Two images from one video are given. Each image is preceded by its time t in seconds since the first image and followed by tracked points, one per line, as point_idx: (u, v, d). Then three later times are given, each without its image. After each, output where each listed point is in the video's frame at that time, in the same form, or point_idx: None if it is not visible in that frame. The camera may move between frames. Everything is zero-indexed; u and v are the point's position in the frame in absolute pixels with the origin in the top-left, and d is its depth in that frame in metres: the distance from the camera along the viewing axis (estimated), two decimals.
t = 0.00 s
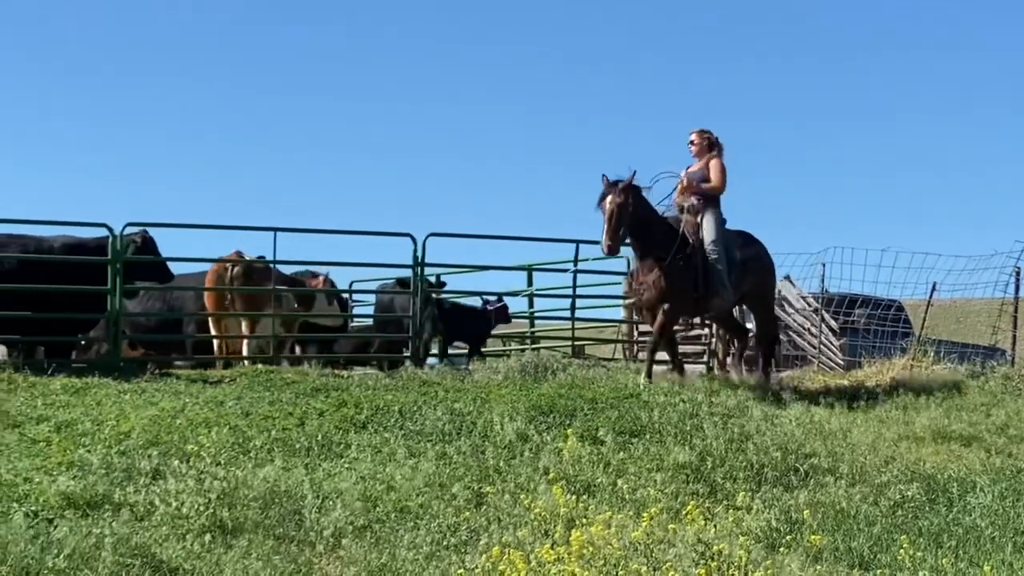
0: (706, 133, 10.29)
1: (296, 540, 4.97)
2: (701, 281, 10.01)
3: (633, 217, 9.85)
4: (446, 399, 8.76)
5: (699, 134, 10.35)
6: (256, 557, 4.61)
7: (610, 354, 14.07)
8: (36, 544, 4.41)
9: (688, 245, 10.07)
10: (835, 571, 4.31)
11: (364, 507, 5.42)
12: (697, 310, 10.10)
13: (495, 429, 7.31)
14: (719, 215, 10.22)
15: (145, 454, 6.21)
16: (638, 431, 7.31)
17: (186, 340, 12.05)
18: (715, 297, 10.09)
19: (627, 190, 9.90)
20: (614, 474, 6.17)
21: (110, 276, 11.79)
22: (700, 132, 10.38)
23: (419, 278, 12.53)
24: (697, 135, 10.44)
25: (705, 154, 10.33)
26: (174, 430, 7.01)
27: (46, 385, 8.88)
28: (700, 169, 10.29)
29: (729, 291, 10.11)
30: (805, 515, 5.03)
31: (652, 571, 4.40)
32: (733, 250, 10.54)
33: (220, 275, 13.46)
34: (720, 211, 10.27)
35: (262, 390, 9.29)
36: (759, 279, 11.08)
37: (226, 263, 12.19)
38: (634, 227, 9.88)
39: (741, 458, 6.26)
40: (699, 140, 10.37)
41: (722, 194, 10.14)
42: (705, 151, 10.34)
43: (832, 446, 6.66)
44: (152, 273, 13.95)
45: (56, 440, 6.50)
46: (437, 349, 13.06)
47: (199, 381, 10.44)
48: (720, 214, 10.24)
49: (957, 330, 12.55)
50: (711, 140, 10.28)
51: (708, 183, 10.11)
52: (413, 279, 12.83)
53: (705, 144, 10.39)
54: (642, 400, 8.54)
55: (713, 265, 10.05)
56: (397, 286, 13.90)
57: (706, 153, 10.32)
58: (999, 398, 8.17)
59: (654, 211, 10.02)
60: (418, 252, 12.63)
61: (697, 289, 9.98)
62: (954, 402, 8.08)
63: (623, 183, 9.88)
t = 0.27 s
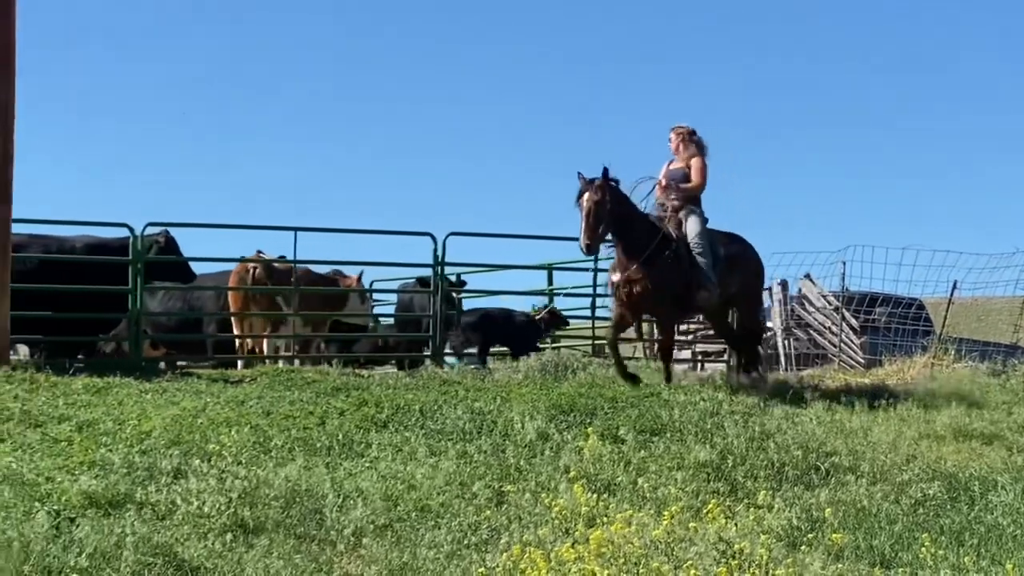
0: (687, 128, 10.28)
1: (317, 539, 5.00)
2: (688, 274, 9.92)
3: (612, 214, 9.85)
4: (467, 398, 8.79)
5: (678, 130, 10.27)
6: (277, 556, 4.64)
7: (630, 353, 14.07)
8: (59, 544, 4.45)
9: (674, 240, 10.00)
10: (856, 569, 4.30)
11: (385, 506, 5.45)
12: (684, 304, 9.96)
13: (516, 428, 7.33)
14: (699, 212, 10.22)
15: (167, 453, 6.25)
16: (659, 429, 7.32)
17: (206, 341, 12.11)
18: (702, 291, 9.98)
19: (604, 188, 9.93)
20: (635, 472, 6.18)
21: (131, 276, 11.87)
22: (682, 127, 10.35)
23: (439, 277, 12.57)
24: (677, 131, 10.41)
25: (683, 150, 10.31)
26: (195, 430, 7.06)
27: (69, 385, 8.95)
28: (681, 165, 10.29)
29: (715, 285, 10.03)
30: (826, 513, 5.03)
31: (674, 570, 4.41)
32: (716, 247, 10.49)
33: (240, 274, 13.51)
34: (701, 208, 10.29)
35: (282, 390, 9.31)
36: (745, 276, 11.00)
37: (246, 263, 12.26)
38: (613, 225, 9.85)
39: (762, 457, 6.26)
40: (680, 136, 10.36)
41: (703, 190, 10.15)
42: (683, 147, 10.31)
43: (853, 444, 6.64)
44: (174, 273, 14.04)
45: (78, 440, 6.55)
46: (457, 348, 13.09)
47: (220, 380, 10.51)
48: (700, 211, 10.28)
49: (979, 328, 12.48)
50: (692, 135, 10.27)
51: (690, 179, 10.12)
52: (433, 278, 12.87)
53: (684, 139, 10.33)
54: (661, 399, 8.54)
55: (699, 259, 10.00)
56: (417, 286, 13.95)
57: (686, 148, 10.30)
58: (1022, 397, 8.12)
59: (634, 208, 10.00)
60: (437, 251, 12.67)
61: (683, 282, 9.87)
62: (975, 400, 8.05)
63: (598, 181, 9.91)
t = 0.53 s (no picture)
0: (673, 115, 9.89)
1: (342, 538, 5.04)
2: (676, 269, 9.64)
3: (590, 208, 9.44)
4: (492, 398, 8.81)
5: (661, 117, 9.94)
6: (304, 555, 4.68)
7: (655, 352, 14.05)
8: (86, 544, 4.49)
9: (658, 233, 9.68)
10: (883, 569, 4.30)
11: (411, 505, 5.48)
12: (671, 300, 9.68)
13: (541, 427, 7.35)
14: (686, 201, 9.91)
15: (193, 453, 6.31)
16: (684, 429, 7.32)
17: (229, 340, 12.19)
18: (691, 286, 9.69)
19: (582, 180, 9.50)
20: (660, 471, 6.19)
21: (158, 276, 11.96)
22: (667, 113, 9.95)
23: (464, 276, 12.60)
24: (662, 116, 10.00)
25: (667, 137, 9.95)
26: (220, 429, 7.12)
27: (97, 385, 9.04)
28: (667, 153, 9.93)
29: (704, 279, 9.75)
30: (852, 512, 5.02)
31: (700, 569, 4.42)
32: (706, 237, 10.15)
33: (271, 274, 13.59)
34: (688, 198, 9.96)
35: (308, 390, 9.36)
36: (738, 264, 10.65)
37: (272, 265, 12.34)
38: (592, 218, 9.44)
39: (788, 456, 6.25)
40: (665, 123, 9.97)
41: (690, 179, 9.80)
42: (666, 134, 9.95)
43: (879, 443, 6.62)
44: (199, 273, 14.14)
45: (104, 440, 6.62)
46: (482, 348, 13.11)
47: (247, 380, 10.58)
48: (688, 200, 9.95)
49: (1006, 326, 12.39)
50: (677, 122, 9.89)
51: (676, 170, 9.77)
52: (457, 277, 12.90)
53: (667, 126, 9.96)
54: (686, 398, 8.52)
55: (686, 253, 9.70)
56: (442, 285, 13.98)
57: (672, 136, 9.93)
58: None
59: (613, 200, 9.60)
60: (462, 250, 12.69)
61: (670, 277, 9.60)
62: (1002, 399, 8.00)
63: (574, 174, 9.48)
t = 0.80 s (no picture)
0: (657, 112, 9.57)
1: (372, 537, 5.08)
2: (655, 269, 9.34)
3: (574, 206, 9.18)
4: (521, 397, 8.83)
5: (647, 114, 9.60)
6: (334, 554, 4.72)
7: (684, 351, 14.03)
8: (118, 542, 4.53)
9: (640, 232, 9.39)
10: (915, 568, 4.28)
11: (441, 504, 5.51)
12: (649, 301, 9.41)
13: (571, 426, 7.36)
14: (674, 199, 9.47)
15: (223, 452, 6.37)
16: (714, 427, 7.31)
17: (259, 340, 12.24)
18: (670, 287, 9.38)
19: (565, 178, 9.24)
20: (690, 470, 6.19)
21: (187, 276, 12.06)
22: (650, 111, 9.63)
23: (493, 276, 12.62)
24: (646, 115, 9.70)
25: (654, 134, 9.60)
26: (249, 428, 7.18)
27: (128, 385, 9.13)
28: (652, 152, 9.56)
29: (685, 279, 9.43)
30: (883, 511, 5.00)
31: (731, 568, 4.42)
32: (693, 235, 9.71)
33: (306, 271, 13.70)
34: (675, 196, 9.51)
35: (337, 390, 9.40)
36: (723, 258, 10.20)
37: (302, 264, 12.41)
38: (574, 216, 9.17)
39: (818, 454, 6.24)
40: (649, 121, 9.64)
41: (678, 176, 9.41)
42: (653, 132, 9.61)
43: (909, 441, 6.59)
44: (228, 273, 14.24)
45: (134, 439, 6.69)
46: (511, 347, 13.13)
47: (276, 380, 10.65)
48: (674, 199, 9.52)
49: None
50: (661, 120, 9.58)
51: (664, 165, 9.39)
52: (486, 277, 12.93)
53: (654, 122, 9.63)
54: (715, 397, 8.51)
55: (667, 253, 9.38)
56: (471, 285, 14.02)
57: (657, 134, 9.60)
58: None
59: (600, 197, 9.36)
60: (490, 250, 12.72)
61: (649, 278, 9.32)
62: None
63: (558, 170, 9.20)
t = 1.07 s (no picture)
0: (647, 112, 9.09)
1: (406, 537, 5.13)
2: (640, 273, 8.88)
3: (557, 206, 8.81)
4: (554, 396, 8.85)
5: (639, 114, 9.10)
6: (368, 554, 4.76)
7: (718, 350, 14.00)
8: (154, 541, 4.55)
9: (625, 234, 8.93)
10: (949, 568, 4.27)
11: (474, 504, 5.55)
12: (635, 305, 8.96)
13: (604, 425, 7.38)
14: (659, 204, 8.96)
15: (257, 452, 6.44)
16: (748, 426, 7.30)
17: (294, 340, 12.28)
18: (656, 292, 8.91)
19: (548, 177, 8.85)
20: (724, 470, 6.19)
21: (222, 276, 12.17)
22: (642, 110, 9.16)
23: (526, 275, 12.66)
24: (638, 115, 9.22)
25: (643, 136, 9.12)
26: (283, 428, 7.25)
27: (163, 385, 9.24)
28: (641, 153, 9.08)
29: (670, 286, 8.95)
30: (917, 510, 4.98)
31: (764, 568, 4.43)
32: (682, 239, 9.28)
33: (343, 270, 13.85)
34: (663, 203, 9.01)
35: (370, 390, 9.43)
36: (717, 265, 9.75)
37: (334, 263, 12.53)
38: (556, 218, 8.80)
39: (852, 453, 6.22)
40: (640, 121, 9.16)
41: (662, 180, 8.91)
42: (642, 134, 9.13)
43: (944, 440, 6.56)
44: (263, 273, 14.37)
45: (169, 440, 6.77)
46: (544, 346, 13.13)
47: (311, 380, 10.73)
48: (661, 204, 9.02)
49: None
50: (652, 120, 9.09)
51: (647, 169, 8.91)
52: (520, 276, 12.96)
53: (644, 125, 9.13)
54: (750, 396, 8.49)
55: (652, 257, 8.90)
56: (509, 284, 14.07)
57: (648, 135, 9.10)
58: None
59: (585, 198, 8.95)
60: (523, 249, 12.76)
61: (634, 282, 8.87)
62: None
63: (542, 170, 8.86)
